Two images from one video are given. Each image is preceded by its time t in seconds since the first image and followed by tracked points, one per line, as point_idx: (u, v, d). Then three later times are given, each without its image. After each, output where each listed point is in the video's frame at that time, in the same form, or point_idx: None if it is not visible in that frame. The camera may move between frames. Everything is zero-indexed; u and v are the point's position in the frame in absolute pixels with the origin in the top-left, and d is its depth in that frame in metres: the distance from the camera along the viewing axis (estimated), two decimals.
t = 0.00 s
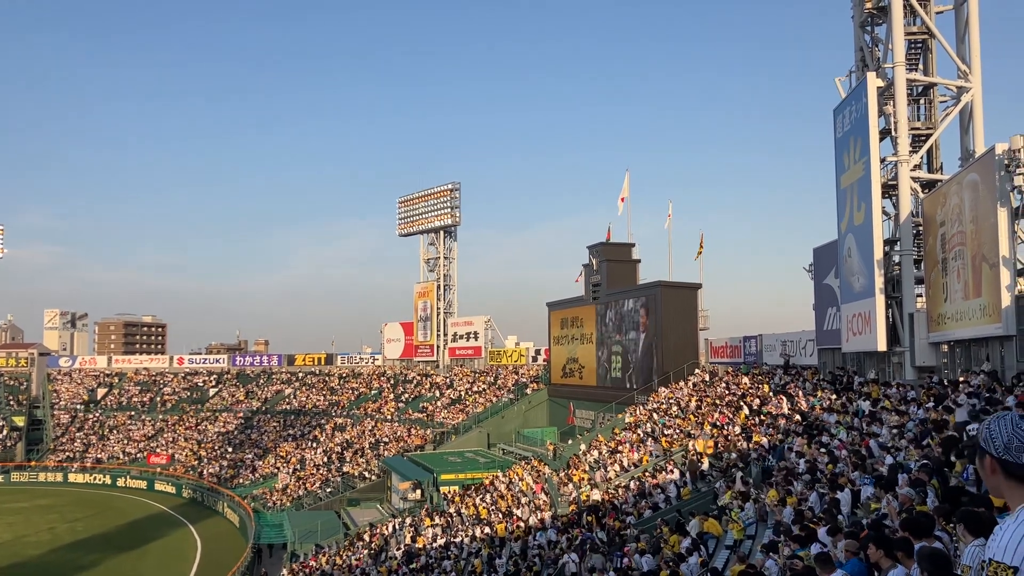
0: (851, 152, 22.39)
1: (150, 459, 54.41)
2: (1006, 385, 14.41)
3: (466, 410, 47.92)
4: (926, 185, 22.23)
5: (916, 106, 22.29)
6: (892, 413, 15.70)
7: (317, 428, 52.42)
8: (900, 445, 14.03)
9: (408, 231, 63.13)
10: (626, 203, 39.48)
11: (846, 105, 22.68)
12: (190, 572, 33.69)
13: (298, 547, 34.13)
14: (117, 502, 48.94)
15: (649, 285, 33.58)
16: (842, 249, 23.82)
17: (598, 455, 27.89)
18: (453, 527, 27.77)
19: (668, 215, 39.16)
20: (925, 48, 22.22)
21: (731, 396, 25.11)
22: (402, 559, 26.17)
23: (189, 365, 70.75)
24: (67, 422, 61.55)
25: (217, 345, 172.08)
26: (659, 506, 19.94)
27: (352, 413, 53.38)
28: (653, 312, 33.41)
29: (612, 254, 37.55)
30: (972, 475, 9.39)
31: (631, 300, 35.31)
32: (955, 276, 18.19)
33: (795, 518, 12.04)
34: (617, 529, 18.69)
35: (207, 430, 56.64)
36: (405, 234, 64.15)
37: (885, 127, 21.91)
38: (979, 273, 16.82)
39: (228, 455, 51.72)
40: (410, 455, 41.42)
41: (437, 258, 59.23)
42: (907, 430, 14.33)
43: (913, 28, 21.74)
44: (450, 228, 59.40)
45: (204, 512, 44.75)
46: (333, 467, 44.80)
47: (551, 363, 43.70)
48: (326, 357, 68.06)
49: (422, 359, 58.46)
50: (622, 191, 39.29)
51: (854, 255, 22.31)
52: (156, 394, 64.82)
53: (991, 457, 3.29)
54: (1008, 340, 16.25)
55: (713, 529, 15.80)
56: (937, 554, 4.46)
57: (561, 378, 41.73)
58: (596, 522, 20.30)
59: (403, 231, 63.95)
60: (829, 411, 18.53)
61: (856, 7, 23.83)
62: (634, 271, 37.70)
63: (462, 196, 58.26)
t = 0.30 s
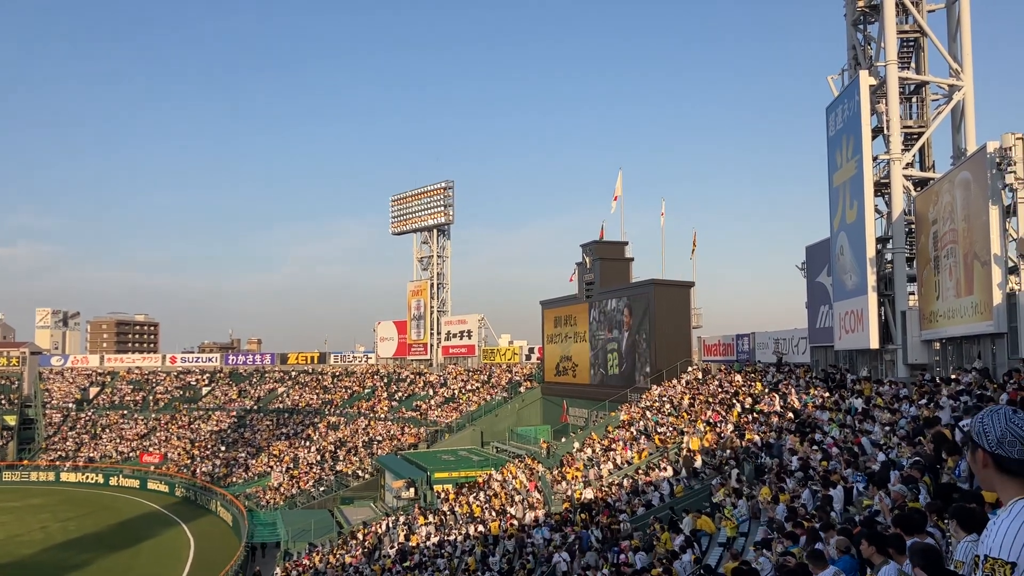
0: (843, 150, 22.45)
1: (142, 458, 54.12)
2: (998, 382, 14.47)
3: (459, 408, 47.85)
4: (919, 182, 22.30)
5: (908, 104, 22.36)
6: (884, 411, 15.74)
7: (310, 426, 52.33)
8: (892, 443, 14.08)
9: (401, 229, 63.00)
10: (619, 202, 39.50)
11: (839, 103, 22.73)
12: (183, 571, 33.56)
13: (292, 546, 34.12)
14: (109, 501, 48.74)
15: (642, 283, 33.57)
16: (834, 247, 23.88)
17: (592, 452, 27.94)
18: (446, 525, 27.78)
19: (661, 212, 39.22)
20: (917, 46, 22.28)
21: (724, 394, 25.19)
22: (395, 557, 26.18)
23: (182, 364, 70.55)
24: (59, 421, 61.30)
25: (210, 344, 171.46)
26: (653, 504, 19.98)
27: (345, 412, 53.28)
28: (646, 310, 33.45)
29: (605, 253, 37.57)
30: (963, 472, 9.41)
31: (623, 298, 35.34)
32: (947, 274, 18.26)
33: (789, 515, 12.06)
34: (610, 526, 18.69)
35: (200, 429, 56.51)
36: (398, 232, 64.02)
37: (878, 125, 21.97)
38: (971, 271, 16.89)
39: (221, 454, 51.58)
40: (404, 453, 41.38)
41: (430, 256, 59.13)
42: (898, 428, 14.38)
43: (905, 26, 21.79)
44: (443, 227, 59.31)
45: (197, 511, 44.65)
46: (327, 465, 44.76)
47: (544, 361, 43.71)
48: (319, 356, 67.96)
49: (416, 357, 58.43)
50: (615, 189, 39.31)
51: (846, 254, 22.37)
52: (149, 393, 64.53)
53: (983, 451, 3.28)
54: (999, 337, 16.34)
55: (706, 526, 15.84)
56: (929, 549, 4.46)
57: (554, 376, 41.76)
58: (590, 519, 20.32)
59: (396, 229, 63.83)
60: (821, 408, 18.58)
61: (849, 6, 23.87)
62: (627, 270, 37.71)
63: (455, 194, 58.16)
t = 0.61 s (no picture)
0: (834, 147, 22.50)
1: (135, 456, 53.88)
2: (989, 378, 14.50)
3: (452, 406, 47.78)
4: (910, 179, 22.37)
5: (899, 101, 22.42)
6: (876, 407, 15.79)
7: (303, 424, 52.20)
8: (883, 439, 14.11)
9: (394, 226, 62.93)
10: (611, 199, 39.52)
11: (830, 100, 22.77)
12: (176, 570, 33.44)
13: (284, 544, 34.08)
14: (101, 500, 48.50)
15: (635, 280, 33.62)
16: (826, 244, 23.93)
17: (585, 449, 27.96)
18: (439, 522, 27.74)
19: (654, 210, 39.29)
20: (908, 43, 22.34)
21: (716, 390, 25.24)
22: (388, 555, 26.16)
23: (174, 362, 70.28)
24: (51, 420, 60.98)
25: (202, 342, 170.77)
26: (646, 501, 20.00)
27: (338, 409, 53.18)
28: (638, 306, 33.49)
29: (597, 250, 37.58)
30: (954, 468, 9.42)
31: (616, 295, 35.41)
32: (938, 270, 18.31)
33: (781, 511, 12.07)
34: (603, 523, 18.69)
35: (193, 427, 56.32)
36: (391, 230, 63.92)
37: (869, 122, 22.02)
38: (961, 268, 16.95)
39: (213, 452, 51.40)
40: (398, 450, 41.34)
41: (423, 253, 59.01)
42: (890, 424, 14.41)
43: (896, 23, 21.84)
44: (435, 224, 59.24)
45: (190, 509, 44.51)
46: (319, 463, 44.69)
47: (537, 359, 43.75)
48: (312, 354, 67.79)
49: (408, 355, 58.33)
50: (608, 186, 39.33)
51: (838, 250, 22.42)
52: (140, 391, 64.25)
53: (968, 447, 3.28)
54: (990, 333, 16.39)
55: (698, 522, 15.86)
56: (917, 545, 4.46)
57: (547, 373, 41.77)
58: (582, 516, 20.32)
59: (389, 227, 63.70)
60: (813, 405, 18.63)
61: (840, 3, 23.92)
62: (620, 267, 37.72)
63: (447, 191, 58.07)
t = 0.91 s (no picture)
0: (824, 143, 22.55)
1: (125, 456, 53.58)
2: (978, 372, 14.57)
3: (444, 403, 47.72)
4: (899, 174, 22.45)
5: (888, 96, 22.49)
6: (866, 401, 15.84)
7: (294, 423, 52.02)
8: (873, 433, 14.17)
9: (385, 224, 62.78)
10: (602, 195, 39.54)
11: (819, 96, 22.82)
12: (167, 570, 33.29)
13: (277, 542, 34.00)
14: (92, 500, 48.22)
15: (625, 277, 33.63)
16: (816, 239, 24.00)
17: (577, 445, 27.98)
18: (432, 520, 27.70)
19: (644, 206, 39.34)
20: (896, 39, 22.40)
21: (708, 386, 25.30)
22: (380, 553, 26.12)
23: (164, 361, 69.93)
24: (40, 420, 60.56)
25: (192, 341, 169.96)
26: (637, 496, 20.05)
27: (329, 408, 53.05)
28: (629, 303, 33.52)
29: (588, 247, 37.58)
30: (944, 462, 9.46)
31: (607, 292, 35.44)
32: (927, 265, 18.39)
33: (772, 506, 12.10)
34: (594, 519, 18.71)
35: (184, 426, 56.05)
36: (381, 228, 63.78)
37: (858, 118, 22.08)
38: (951, 262, 17.02)
39: (204, 451, 51.17)
40: (390, 448, 41.26)
41: (414, 251, 58.88)
42: (880, 418, 14.47)
43: (885, 19, 21.90)
44: (426, 222, 59.12)
45: (181, 509, 44.32)
46: (312, 462, 44.60)
47: (529, 356, 43.75)
48: (303, 352, 67.61)
49: (400, 353, 58.23)
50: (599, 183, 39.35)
51: (828, 246, 22.49)
52: (131, 391, 63.91)
53: (958, 437, 3.27)
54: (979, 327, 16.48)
55: (690, 518, 15.88)
56: (908, 537, 4.45)
57: (539, 370, 41.77)
58: (574, 511, 20.34)
59: (379, 224, 63.54)
60: (803, 399, 18.70)
61: None
62: (611, 263, 37.72)
63: (438, 189, 57.96)
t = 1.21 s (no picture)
0: (816, 137, 22.55)
1: (118, 454, 53.35)
2: (971, 365, 14.60)
3: (438, 400, 47.68)
4: (891, 168, 22.48)
5: (880, 90, 22.50)
6: (859, 394, 15.87)
7: (288, 420, 51.88)
8: (866, 426, 14.18)
9: (377, 220, 62.55)
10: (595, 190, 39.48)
11: (811, 90, 22.80)
12: (160, 568, 33.21)
13: (271, 540, 33.93)
14: (84, 499, 47.98)
15: (619, 272, 33.59)
16: (808, 233, 24.02)
17: (571, 440, 27.96)
18: (426, 516, 27.64)
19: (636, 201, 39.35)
20: (888, 33, 22.40)
21: (701, 380, 25.33)
22: (375, 550, 26.08)
23: (157, 359, 69.65)
24: (32, 419, 60.24)
25: (184, 338, 169.29)
26: (632, 492, 20.03)
27: (322, 405, 52.93)
28: (622, 298, 33.49)
29: (581, 242, 37.54)
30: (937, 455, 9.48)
31: (600, 288, 35.39)
32: (920, 259, 18.41)
33: (767, 500, 12.08)
34: (588, 515, 18.71)
35: (176, 424, 55.83)
36: (374, 224, 63.55)
37: (850, 111, 22.09)
38: (943, 256, 17.04)
39: (197, 449, 50.97)
40: (383, 444, 41.19)
41: (407, 247, 58.72)
42: (873, 412, 14.48)
43: (877, 12, 21.88)
44: (419, 217, 58.92)
45: (175, 507, 44.18)
46: (305, 459, 44.48)
47: (522, 351, 43.72)
48: (296, 349, 67.43)
49: (393, 350, 58.14)
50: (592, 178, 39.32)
51: (820, 240, 22.50)
52: (123, 389, 63.61)
53: (952, 433, 3.23)
54: (971, 320, 16.50)
55: (684, 512, 15.86)
56: (902, 530, 4.42)
57: (533, 366, 41.74)
58: (569, 507, 20.32)
59: (372, 221, 63.37)
60: (797, 393, 18.73)
61: None
62: (604, 259, 37.69)
63: (431, 185, 57.81)
